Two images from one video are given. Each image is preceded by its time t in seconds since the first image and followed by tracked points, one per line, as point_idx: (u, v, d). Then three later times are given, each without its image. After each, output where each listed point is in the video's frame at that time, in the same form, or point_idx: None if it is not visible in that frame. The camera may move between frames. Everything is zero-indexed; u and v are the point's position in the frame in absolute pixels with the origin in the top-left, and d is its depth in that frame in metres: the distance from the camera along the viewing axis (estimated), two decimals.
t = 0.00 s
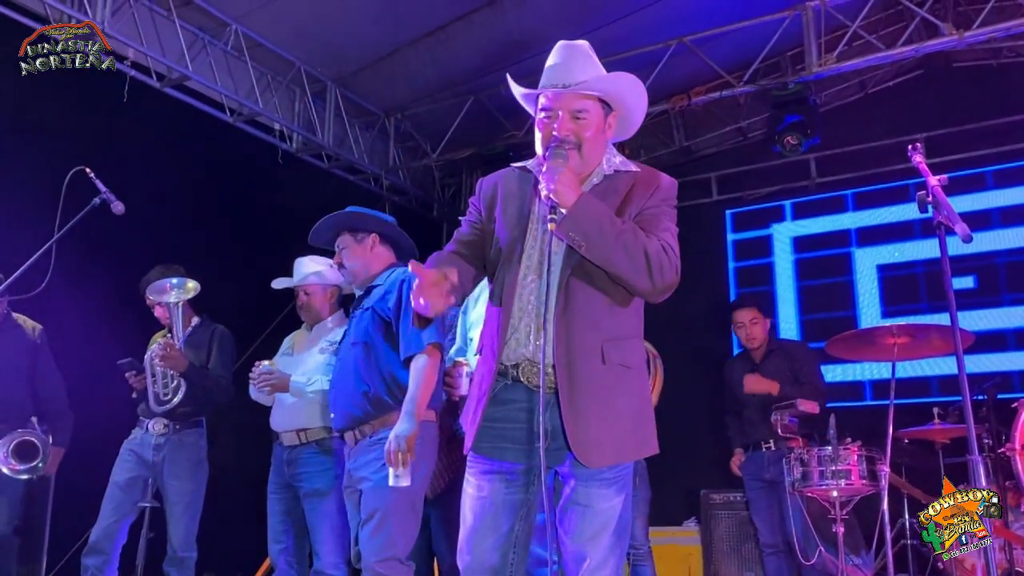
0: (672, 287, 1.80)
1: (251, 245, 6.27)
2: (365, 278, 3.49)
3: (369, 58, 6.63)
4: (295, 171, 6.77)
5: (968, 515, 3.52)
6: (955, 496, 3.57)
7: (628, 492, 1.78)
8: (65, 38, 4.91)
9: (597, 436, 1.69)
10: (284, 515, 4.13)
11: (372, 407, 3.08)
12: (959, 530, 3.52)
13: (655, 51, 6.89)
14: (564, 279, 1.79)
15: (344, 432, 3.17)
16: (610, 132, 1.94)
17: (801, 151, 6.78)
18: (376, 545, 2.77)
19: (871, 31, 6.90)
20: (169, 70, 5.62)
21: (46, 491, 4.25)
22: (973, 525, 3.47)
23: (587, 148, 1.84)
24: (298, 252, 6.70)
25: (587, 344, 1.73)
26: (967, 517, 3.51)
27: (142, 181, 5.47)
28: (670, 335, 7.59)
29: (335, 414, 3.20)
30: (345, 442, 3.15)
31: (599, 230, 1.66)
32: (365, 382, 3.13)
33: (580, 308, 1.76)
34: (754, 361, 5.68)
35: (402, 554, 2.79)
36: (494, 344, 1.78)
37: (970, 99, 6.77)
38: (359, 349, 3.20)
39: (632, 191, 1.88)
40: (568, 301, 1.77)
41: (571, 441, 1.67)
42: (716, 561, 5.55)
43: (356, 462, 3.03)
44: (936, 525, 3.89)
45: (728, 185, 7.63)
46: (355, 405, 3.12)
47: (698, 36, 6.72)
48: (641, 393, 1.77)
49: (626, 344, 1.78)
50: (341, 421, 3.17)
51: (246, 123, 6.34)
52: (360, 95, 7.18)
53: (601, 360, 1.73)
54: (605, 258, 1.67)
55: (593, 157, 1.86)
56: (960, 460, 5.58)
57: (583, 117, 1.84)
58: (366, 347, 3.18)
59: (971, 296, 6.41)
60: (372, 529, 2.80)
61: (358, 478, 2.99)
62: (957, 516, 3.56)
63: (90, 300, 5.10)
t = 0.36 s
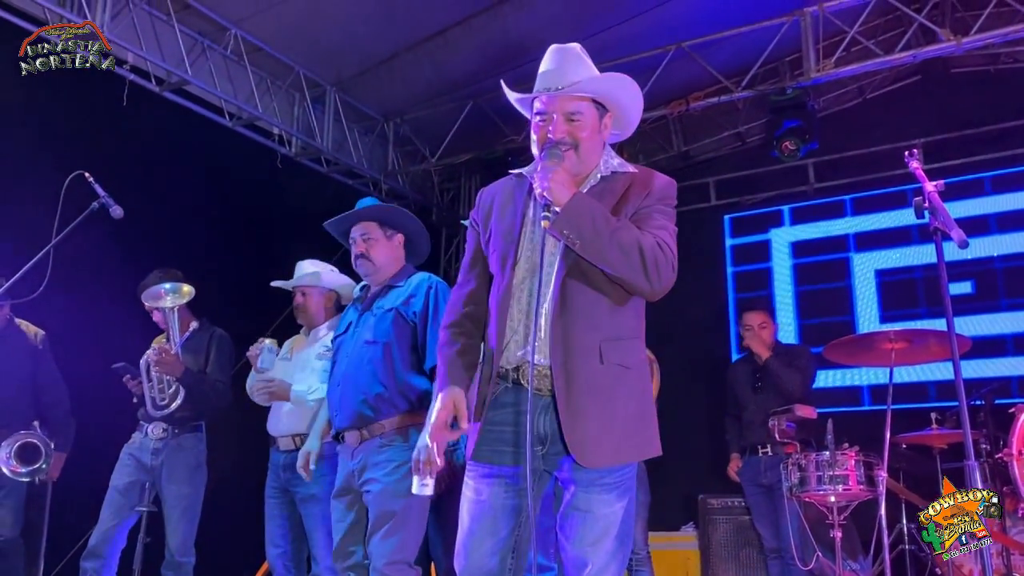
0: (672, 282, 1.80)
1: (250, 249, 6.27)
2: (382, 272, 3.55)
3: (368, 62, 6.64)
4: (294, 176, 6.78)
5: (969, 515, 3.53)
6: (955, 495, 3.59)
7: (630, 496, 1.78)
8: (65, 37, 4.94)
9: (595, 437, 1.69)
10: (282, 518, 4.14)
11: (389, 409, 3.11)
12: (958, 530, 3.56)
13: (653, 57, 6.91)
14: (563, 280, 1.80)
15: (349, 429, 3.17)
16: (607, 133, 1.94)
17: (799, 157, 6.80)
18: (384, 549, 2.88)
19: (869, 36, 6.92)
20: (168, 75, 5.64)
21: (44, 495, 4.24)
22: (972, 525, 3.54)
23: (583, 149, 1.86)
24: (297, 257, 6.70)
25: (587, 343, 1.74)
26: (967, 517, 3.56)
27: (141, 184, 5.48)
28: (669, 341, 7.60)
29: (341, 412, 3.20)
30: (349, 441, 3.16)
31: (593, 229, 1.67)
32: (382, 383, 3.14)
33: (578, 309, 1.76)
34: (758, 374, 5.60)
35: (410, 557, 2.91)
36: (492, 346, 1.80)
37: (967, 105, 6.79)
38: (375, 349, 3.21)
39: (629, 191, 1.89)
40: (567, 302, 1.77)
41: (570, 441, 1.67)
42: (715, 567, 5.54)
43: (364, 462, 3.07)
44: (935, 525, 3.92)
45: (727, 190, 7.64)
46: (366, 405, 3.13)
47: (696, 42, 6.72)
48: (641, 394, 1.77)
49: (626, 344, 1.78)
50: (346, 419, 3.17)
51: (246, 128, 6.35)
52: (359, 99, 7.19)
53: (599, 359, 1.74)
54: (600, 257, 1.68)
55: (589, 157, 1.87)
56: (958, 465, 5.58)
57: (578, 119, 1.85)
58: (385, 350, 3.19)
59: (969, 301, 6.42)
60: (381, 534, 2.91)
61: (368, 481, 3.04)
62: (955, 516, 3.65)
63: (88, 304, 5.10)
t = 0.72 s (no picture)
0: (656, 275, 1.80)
1: (249, 253, 6.27)
2: (395, 273, 3.55)
3: (367, 66, 6.65)
4: (293, 179, 6.79)
5: (968, 515, 3.53)
6: (955, 496, 3.56)
7: (624, 499, 1.78)
8: (66, 37, 4.94)
9: (581, 435, 1.69)
10: (280, 522, 4.14)
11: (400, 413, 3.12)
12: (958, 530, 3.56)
13: (651, 61, 6.93)
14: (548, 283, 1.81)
15: (356, 430, 3.14)
16: (585, 141, 2.00)
17: (797, 162, 6.82)
18: (389, 555, 2.88)
19: (867, 42, 6.95)
20: (166, 78, 5.65)
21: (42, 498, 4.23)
22: (972, 525, 3.53)
23: (563, 157, 1.91)
24: (295, 260, 6.70)
25: (572, 344, 1.74)
26: (966, 517, 3.55)
27: (139, 187, 5.48)
28: (666, 345, 7.61)
29: (351, 412, 3.17)
30: (353, 442, 3.12)
31: (571, 229, 1.68)
32: (398, 386, 3.16)
33: (561, 311, 1.77)
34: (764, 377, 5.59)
35: (413, 562, 2.93)
36: (478, 354, 1.84)
37: (964, 110, 6.81)
38: (394, 352, 3.22)
39: (609, 195, 1.90)
40: (551, 305, 1.78)
41: (555, 439, 1.67)
42: (712, 571, 5.55)
43: (374, 465, 3.04)
44: (935, 525, 3.86)
45: (724, 194, 7.65)
46: (379, 407, 3.13)
47: (693, 47, 6.74)
48: (630, 393, 1.77)
49: (614, 344, 1.79)
50: (354, 421, 3.15)
51: (244, 131, 6.36)
52: (357, 102, 7.19)
53: (584, 359, 1.74)
54: (580, 256, 1.68)
55: (569, 164, 1.93)
56: (955, 470, 5.60)
57: (556, 128, 1.90)
58: (401, 354, 3.21)
59: (966, 306, 6.43)
60: (385, 541, 2.91)
61: (376, 486, 3.02)
62: (955, 517, 3.60)
63: (87, 307, 5.10)
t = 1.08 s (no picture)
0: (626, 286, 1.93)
1: (245, 254, 6.25)
2: (378, 277, 3.54)
3: (363, 68, 6.65)
4: (289, 181, 6.78)
5: (968, 515, 3.51)
6: (956, 495, 3.48)
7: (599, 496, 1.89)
8: (65, 37, 4.93)
9: (561, 436, 1.80)
10: (275, 524, 4.12)
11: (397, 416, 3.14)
12: (958, 529, 3.51)
13: (648, 65, 6.93)
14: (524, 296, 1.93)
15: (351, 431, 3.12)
16: (536, 163, 2.12)
17: (793, 165, 6.84)
18: (386, 557, 2.88)
19: (862, 46, 6.96)
20: (162, 79, 5.63)
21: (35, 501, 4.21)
22: (973, 525, 3.48)
23: (519, 181, 2.05)
24: (291, 262, 6.69)
25: (548, 354, 1.86)
26: (966, 516, 3.51)
27: (134, 188, 5.48)
28: (662, 348, 7.62)
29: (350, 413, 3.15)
30: (347, 443, 3.10)
31: (541, 250, 1.81)
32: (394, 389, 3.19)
33: (536, 323, 1.89)
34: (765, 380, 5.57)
35: (407, 563, 2.93)
36: (453, 366, 1.95)
37: (959, 115, 6.84)
38: (386, 356, 3.23)
39: (572, 211, 2.05)
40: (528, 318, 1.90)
41: (537, 441, 1.78)
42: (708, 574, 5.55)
43: (371, 467, 3.03)
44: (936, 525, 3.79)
45: (720, 198, 7.65)
46: (376, 407, 3.15)
47: (690, 51, 6.74)
48: (606, 394, 1.89)
49: (586, 352, 1.90)
50: (349, 423, 3.13)
51: (239, 132, 6.34)
52: (353, 105, 7.19)
53: (560, 366, 1.86)
54: (553, 275, 1.81)
55: (527, 186, 2.07)
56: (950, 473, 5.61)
57: (509, 157, 2.01)
58: (393, 357, 3.23)
59: (961, 310, 6.45)
60: (380, 543, 2.90)
61: (373, 487, 3.01)
62: (955, 517, 3.55)
63: (83, 309, 5.08)
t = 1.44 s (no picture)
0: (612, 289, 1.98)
1: (238, 253, 6.24)
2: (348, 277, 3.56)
3: (358, 68, 6.64)
4: (282, 180, 6.76)
5: (967, 515, 3.49)
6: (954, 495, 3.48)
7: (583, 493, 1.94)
8: (65, 38, 4.90)
9: (556, 434, 1.83)
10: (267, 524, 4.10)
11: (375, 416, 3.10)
12: (957, 529, 3.47)
13: (642, 66, 6.94)
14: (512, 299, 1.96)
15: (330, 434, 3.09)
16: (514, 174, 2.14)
17: (786, 168, 6.86)
18: (374, 555, 2.88)
19: (855, 50, 6.99)
20: (155, 77, 5.61)
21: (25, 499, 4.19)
22: (972, 525, 3.46)
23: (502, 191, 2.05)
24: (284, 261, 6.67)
25: (539, 355, 1.89)
26: (966, 516, 3.49)
27: (126, 187, 5.46)
28: (654, 349, 7.62)
29: (328, 415, 3.12)
30: (327, 445, 3.09)
31: (534, 258, 1.82)
32: (370, 388, 3.13)
33: (526, 324, 1.92)
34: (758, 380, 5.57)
35: (397, 560, 2.93)
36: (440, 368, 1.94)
37: (951, 118, 6.87)
38: (360, 356, 3.18)
39: (554, 218, 2.07)
40: (518, 320, 1.92)
41: (534, 439, 1.81)
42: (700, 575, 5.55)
43: (355, 468, 3.02)
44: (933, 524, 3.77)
45: (714, 199, 7.66)
46: (353, 408, 3.09)
47: (684, 53, 6.74)
48: (593, 395, 1.94)
49: (573, 353, 1.94)
50: (328, 426, 3.10)
51: (232, 131, 6.32)
52: (347, 104, 7.17)
53: (551, 367, 1.89)
54: (545, 280, 1.84)
55: (508, 196, 2.07)
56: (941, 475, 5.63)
57: (491, 167, 2.04)
58: (366, 357, 3.17)
59: (953, 313, 6.47)
60: (369, 543, 2.90)
61: (356, 488, 3.00)
62: (954, 517, 3.52)
63: (75, 307, 5.06)
